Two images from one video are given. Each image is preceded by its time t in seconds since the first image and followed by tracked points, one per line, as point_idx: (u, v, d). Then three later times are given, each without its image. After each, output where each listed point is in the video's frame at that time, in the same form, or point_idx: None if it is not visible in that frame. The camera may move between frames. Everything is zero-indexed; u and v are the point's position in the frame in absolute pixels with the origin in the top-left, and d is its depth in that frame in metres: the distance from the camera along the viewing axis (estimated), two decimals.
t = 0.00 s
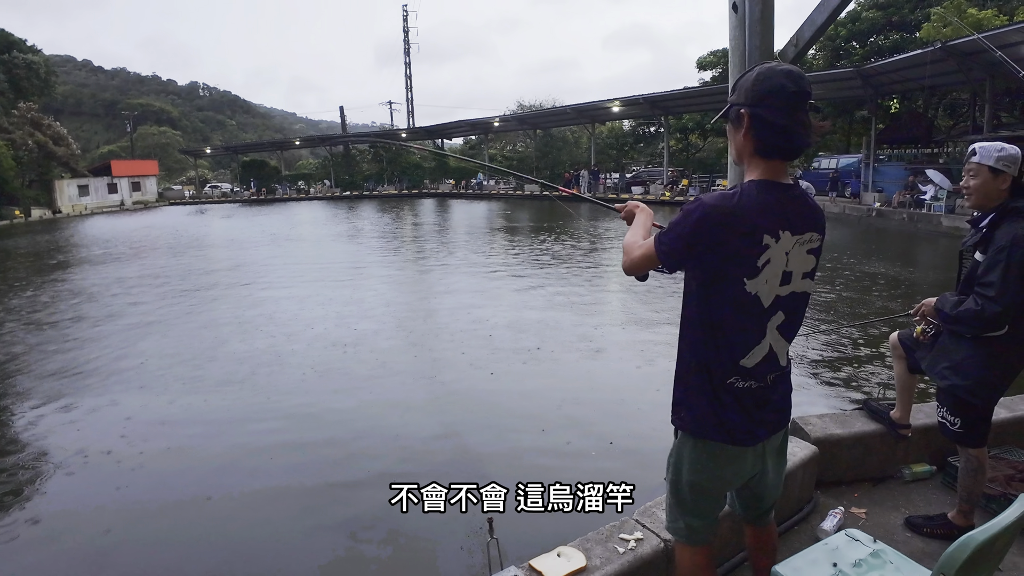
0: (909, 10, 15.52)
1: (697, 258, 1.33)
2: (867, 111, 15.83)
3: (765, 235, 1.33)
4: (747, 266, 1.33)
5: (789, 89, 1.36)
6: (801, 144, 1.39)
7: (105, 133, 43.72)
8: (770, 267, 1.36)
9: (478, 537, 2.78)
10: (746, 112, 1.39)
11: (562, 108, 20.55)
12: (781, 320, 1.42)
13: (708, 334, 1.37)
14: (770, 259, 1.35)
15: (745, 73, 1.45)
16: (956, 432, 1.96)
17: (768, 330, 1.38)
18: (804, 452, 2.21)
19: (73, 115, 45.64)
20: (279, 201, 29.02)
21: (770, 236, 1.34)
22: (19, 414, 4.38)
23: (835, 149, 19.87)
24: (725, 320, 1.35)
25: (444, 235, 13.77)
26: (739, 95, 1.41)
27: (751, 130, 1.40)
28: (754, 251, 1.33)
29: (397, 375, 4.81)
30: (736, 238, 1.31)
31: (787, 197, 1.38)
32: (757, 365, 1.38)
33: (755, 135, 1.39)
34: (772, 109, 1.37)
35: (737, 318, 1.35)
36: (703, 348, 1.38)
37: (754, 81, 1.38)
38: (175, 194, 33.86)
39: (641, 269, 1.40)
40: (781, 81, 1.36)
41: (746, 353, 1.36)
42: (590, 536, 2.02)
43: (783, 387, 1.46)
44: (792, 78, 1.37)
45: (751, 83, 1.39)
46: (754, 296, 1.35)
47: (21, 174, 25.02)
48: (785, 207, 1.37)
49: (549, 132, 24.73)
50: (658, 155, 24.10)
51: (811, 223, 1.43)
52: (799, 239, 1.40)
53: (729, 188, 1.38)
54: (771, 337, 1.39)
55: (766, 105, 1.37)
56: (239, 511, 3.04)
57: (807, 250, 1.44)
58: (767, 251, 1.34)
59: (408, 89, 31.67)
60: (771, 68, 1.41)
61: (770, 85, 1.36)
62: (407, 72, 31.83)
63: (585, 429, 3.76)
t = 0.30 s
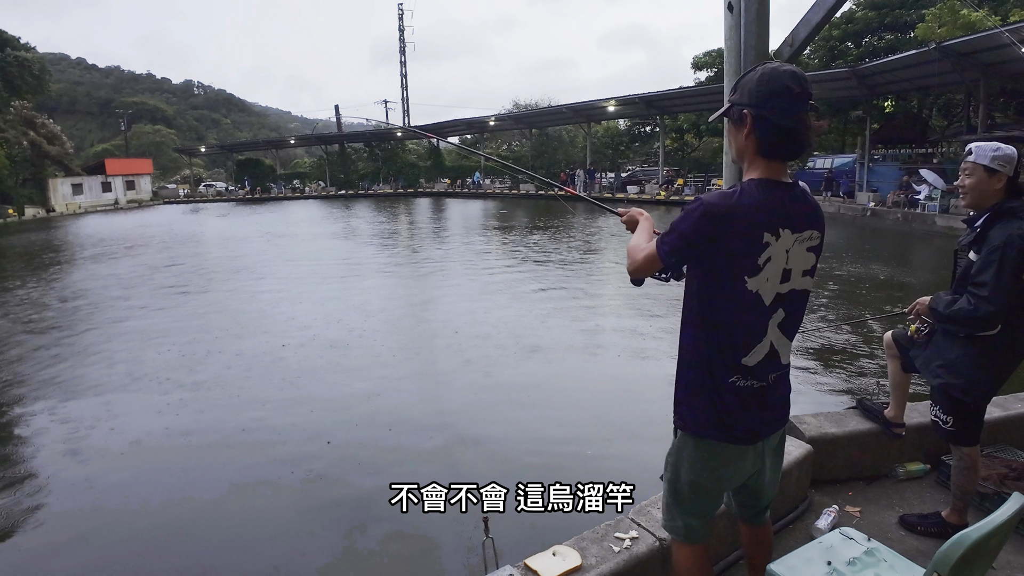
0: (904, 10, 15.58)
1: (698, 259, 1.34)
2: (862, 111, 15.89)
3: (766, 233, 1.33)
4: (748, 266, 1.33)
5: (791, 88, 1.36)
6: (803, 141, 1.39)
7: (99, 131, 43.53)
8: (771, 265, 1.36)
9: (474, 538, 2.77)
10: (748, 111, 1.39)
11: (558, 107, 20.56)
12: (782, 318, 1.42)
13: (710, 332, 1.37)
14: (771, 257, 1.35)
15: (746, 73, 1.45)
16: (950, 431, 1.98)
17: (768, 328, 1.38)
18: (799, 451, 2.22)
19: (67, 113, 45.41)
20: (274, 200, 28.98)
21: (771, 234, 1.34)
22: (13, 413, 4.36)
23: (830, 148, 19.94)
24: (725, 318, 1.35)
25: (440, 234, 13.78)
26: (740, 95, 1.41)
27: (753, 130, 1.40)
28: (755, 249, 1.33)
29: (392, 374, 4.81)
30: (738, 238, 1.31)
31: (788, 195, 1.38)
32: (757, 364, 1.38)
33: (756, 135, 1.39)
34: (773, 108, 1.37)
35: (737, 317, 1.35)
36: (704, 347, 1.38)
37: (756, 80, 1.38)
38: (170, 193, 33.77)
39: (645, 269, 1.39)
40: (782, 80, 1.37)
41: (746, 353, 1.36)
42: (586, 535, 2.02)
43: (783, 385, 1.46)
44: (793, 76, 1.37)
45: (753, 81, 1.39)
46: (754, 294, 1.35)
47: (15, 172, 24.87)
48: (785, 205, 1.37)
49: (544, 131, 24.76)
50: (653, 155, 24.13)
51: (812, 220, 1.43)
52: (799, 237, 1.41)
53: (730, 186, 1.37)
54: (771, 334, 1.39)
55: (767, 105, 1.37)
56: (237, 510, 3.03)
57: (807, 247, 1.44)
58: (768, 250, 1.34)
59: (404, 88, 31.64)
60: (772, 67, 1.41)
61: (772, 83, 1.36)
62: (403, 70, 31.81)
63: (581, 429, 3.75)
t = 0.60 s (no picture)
0: (900, 10, 15.63)
1: (701, 262, 1.34)
2: (858, 111, 15.94)
3: (764, 230, 1.34)
4: (749, 264, 1.33)
5: (774, 84, 1.38)
6: (794, 136, 1.40)
7: (94, 130, 43.39)
8: (771, 262, 1.36)
9: (472, 537, 2.77)
10: (736, 113, 1.40)
11: (555, 107, 20.57)
12: (783, 314, 1.42)
13: (711, 332, 1.37)
14: (770, 255, 1.36)
15: (730, 77, 1.46)
16: (945, 429, 1.98)
17: (770, 326, 1.39)
18: (795, 450, 2.22)
19: (62, 112, 45.26)
20: (271, 199, 28.93)
21: (769, 232, 1.35)
22: (7, 413, 4.35)
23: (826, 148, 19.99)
24: (729, 320, 1.35)
25: (436, 233, 13.77)
26: (727, 98, 1.43)
27: (744, 131, 1.40)
28: (754, 247, 1.33)
29: (389, 373, 4.80)
30: (737, 238, 1.31)
31: (783, 192, 1.39)
32: (762, 363, 1.39)
33: (747, 135, 1.40)
34: (762, 107, 1.38)
35: (740, 316, 1.35)
36: (706, 348, 1.38)
37: (738, 82, 1.40)
38: (166, 192, 33.67)
39: (674, 297, 1.39)
40: (766, 77, 1.38)
41: (751, 352, 1.36)
42: (582, 534, 2.02)
43: (785, 384, 1.46)
44: (777, 75, 1.39)
45: (736, 84, 1.40)
46: (756, 293, 1.35)
47: (10, 172, 24.75)
48: (781, 202, 1.37)
49: (541, 131, 24.77)
50: (650, 154, 24.15)
51: (809, 215, 1.44)
52: (797, 233, 1.41)
53: (726, 187, 1.38)
54: (773, 332, 1.39)
55: (755, 105, 1.38)
56: (236, 510, 3.03)
57: (806, 243, 1.44)
58: (767, 247, 1.35)
59: (400, 87, 31.61)
60: (755, 67, 1.42)
61: (755, 84, 1.38)
62: (399, 70, 31.79)
63: (579, 428, 3.75)
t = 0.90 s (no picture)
0: (899, 10, 15.65)
1: (704, 261, 1.34)
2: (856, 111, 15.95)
3: (766, 227, 1.34)
4: (753, 262, 1.33)
5: (764, 85, 1.38)
6: (787, 134, 1.40)
7: (92, 129, 43.28)
8: (774, 258, 1.36)
9: (471, 536, 2.77)
10: (729, 114, 1.40)
11: (553, 106, 20.57)
12: (785, 311, 1.42)
13: (715, 330, 1.37)
14: (773, 252, 1.36)
15: (719, 81, 1.46)
16: (943, 428, 1.98)
17: (774, 323, 1.39)
18: (794, 449, 2.23)
19: (60, 111, 45.14)
20: (269, 198, 28.90)
21: (770, 228, 1.35)
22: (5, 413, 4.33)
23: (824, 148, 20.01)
24: (733, 318, 1.35)
25: (434, 232, 13.76)
26: (717, 103, 1.43)
27: (738, 132, 1.41)
28: (757, 245, 1.33)
29: (387, 373, 4.80)
30: (739, 237, 1.32)
31: (781, 189, 1.39)
32: (767, 361, 1.39)
33: (741, 135, 1.40)
34: (755, 108, 1.38)
35: (744, 314, 1.35)
36: (709, 347, 1.38)
37: (728, 86, 1.40)
38: (164, 191, 33.62)
39: (681, 301, 1.38)
40: (755, 80, 1.38)
41: (754, 350, 1.37)
42: (581, 533, 2.02)
43: (787, 382, 1.46)
44: (765, 74, 1.39)
45: (726, 88, 1.40)
46: (760, 289, 1.35)
47: (7, 171, 24.69)
48: (780, 200, 1.38)
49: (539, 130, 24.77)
50: (648, 154, 24.16)
51: (808, 212, 1.44)
52: (798, 229, 1.41)
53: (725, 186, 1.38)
54: (776, 330, 1.40)
55: (747, 104, 1.38)
56: (235, 510, 3.02)
57: (807, 240, 1.45)
58: (770, 245, 1.35)
59: (399, 86, 31.58)
60: (745, 69, 1.42)
61: (744, 87, 1.38)
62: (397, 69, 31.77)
63: (578, 427, 3.75)
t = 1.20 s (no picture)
0: (899, 10, 15.64)
1: (706, 263, 1.34)
2: (855, 111, 15.95)
3: (766, 225, 1.35)
4: (754, 261, 1.34)
5: (764, 87, 1.38)
6: (785, 137, 1.40)
7: (91, 128, 43.19)
8: (775, 257, 1.37)
9: (469, 535, 2.76)
10: (728, 117, 1.40)
11: (552, 106, 20.56)
12: (786, 311, 1.42)
13: (717, 329, 1.37)
14: (773, 250, 1.36)
15: (719, 81, 1.46)
16: (941, 428, 1.99)
17: (776, 322, 1.39)
18: (794, 449, 2.23)
19: (59, 110, 45.05)
20: (268, 197, 28.89)
21: (771, 227, 1.35)
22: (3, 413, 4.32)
23: (824, 147, 20.01)
24: (737, 317, 1.35)
25: (433, 231, 13.75)
26: (718, 103, 1.42)
27: (735, 135, 1.41)
28: (758, 244, 1.33)
29: (386, 373, 4.78)
30: (741, 236, 1.32)
31: (779, 189, 1.40)
32: (769, 360, 1.39)
33: (739, 138, 1.40)
34: (753, 110, 1.38)
35: (747, 313, 1.35)
36: (711, 346, 1.38)
37: (729, 87, 1.39)
38: (163, 191, 33.57)
39: (682, 303, 1.38)
40: (756, 81, 1.38)
41: (756, 349, 1.37)
42: (581, 533, 2.02)
43: (787, 381, 1.47)
44: (764, 77, 1.39)
45: (728, 88, 1.40)
46: (763, 287, 1.35)
47: (6, 171, 24.63)
48: (779, 200, 1.38)
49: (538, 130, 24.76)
50: (647, 153, 24.16)
51: (807, 211, 1.44)
52: (797, 228, 1.42)
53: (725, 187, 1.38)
54: (778, 328, 1.40)
55: (746, 107, 1.38)
56: (235, 511, 3.01)
57: (805, 239, 1.45)
58: (771, 243, 1.35)
59: (398, 86, 31.58)
60: (745, 70, 1.42)
61: (745, 88, 1.38)
62: (396, 69, 31.78)
63: (577, 429, 3.74)
